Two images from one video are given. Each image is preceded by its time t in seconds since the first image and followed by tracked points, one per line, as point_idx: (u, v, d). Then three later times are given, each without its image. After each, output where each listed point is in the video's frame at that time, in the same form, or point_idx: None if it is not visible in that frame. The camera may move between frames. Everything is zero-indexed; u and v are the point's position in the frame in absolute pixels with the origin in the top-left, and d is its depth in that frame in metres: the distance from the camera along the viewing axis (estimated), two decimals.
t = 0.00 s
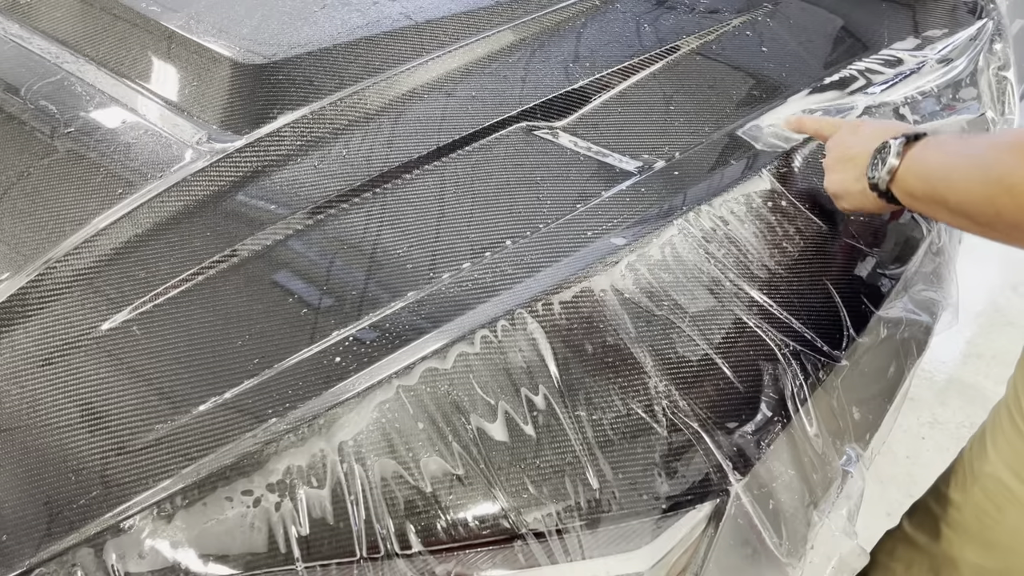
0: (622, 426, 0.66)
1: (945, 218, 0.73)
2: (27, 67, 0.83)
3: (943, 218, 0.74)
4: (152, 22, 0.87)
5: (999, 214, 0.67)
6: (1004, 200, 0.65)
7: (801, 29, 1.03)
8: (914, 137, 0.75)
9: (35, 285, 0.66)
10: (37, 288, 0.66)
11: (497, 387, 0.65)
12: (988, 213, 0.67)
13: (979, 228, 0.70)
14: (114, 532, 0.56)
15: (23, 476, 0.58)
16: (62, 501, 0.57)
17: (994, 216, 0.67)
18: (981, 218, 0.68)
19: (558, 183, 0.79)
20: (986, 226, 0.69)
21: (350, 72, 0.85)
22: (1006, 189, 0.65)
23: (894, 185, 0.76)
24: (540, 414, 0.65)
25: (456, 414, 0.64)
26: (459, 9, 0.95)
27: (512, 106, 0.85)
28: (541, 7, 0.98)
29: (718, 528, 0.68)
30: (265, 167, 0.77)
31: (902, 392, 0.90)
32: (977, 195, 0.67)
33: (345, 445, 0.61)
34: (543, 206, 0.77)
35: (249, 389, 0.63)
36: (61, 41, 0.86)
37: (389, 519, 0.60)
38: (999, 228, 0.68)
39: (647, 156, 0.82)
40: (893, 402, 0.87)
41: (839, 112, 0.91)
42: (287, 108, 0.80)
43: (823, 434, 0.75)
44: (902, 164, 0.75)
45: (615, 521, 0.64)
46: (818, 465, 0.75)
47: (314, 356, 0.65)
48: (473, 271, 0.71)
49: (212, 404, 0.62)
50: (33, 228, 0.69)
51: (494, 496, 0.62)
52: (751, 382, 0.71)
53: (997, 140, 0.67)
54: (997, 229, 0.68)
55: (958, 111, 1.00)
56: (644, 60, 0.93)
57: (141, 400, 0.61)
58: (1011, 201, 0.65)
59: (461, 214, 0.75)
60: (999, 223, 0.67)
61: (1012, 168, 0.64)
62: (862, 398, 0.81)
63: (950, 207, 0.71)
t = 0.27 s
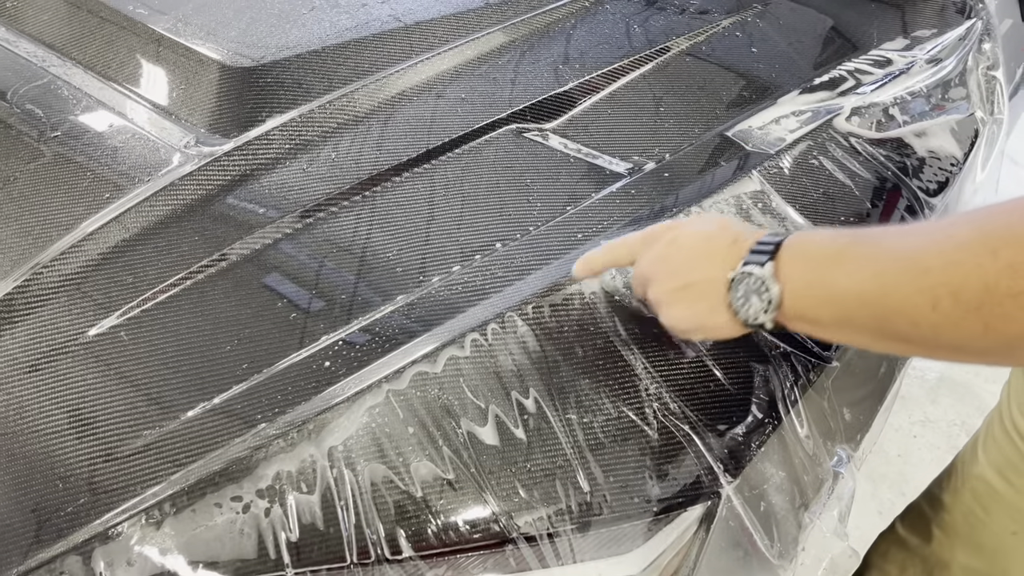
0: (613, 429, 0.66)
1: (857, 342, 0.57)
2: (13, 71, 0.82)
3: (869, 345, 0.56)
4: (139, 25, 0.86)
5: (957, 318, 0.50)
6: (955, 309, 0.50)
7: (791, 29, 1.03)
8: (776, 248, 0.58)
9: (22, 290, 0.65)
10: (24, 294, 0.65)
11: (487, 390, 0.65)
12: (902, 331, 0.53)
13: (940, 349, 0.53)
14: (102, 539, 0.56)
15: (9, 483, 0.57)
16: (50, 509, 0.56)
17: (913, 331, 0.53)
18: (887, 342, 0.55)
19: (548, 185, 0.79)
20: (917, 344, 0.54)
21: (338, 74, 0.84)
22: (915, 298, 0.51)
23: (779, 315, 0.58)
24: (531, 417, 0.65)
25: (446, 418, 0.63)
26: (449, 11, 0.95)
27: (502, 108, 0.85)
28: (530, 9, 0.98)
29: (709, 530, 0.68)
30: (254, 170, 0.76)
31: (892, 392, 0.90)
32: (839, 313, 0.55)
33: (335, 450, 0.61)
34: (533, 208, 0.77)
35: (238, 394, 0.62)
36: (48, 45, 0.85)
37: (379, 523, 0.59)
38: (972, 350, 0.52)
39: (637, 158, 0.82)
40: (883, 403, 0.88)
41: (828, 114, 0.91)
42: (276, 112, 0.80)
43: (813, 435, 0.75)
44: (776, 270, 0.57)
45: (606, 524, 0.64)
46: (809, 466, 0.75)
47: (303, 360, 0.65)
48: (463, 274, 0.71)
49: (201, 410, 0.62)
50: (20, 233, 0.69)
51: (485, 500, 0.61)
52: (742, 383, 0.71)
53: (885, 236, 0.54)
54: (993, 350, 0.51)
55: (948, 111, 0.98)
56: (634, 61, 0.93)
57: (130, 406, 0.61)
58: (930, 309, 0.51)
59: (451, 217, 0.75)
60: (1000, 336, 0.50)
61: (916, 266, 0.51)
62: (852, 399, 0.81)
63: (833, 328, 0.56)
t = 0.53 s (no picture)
0: (604, 430, 0.66)
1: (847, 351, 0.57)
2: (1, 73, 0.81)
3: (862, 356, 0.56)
4: (127, 26, 0.86)
5: (952, 339, 0.50)
6: (945, 328, 0.50)
7: (781, 28, 1.03)
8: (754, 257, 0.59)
9: (11, 294, 0.65)
10: (11, 297, 0.65)
11: (478, 392, 0.65)
12: (896, 346, 0.53)
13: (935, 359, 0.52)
14: (91, 544, 0.55)
15: None
16: (39, 514, 0.56)
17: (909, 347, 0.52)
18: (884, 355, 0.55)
19: (538, 186, 0.79)
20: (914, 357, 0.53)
21: (329, 75, 0.84)
22: (907, 317, 0.51)
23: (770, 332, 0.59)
24: (522, 419, 0.65)
25: (437, 421, 0.63)
26: (438, 11, 0.94)
27: (492, 108, 0.85)
28: (520, 9, 0.98)
29: (701, 530, 0.68)
30: (243, 172, 0.76)
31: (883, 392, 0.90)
32: (833, 331, 0.55)
33: (325, 453, 0.61)
34: (524, 209, 0.76)
35: (228, 397, 0.62)
36: (35, 47, 0.85)
37: (370, 526, 0.59)
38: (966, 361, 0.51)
39: (627, 158, 0.82)
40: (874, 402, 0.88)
41: (818, 112, 0.91)
42: (265, 113, 0.80)
43: (805, 435, 0.75)
44: (752, 298, 0.59)
45: (598, 525, 0.63)
46: (800, 466, 0.75)
47: (293, 363, 0.64)
48: (453, 276, 0.71)
49: (190, 413, 0.61)
50: (8, 237, 0.68)
51: (476, 503, 0.61)
52: (734, 383, 0.71)
53: (866, 246, 0.55)
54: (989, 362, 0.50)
55: (937, 111, 0.98)
56: (624, 61, 0.93)
57: (119, 410, 0.61)
58: (923, 328, 0.51)
59: (441, 218, 0.75)
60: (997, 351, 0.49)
61: (898, 288, 0.51)
62: (844, 398, 0.82)
63: (831, 342, 0.56)
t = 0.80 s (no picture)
0: (599, 429, 0.66)
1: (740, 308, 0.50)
2: None
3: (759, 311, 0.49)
4: (119, 27, 0.86)
5: (851, 293, 0.43)
6: (849, 283, 0.43)
7: (774, 28, 1.04)
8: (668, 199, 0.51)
9: (4, 295, 0.65)
10: (4, 299, 0.65)
11: (473, 392, 0.65)
12: (794, 304, 0.46)
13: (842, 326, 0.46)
14: (86, 546, 0.55)
15: None
16: (33, 516, 0.56)
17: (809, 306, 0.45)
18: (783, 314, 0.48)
19: (533, 185, 0.79)
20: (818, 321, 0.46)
21: (322, 76, 0.84)
22: (812, 267, 0.44)
23: (669, 281, 0.51)
24: (517, 418, 0.65)
25: (433, 421, 0.63)
26: (431, 12, 0.94)
27: (486, 109, 0.85)
28: (514, 9, 0.98)
29: (696, 529, 0.67)
30: (237, 173, 0.76)
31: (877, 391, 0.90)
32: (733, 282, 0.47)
33: (320, 454, 0.61)
34: (518, 209, 0.76)
35: (223, 398, 0.62)
36: (28, 49, 0.85)
37: (366, 527, 0.59)
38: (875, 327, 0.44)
39: (621, 158, 0.82)
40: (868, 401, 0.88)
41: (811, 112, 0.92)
42: (259, 114, 0.80)
43: (799, 433, 0.75)
44: (657, 230, 0.50)
45: (594, 525, 0.63)
46: (795, 464, 0.75)
47: (288, 364, 0.65)
48: (448, 276, 0.71)
49: (185, 414, 0.61)
50: None
51: (472, 502, 0.61)
52: (728, 382, 0.72)
53: (783, 191, 0.46)
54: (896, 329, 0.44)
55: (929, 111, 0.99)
56: (618, 61, 0.93)
57: (113, 412, 0.60)
58: (824, 280, 0.43)
59: (436, 218, 0.75)
60: (904, 317, 0.42)
61: (805, 233, 0.44)
62: (838, 397, 0.81)
63: (727, 295, 0.49)
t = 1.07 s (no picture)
0: (595, 427, 0.66)
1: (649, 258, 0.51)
2: None
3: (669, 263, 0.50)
4: (114, 27, 0.86)
5: (714, 212, 0.44)
6: (713, 208, 0.44)
7: (768, 27, 1.04)
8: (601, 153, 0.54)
9: None
10: None
11: (469, 391, 0.65)
12: (677, 236, 0.47)
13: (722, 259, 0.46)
14: (83, 546, 0.55)
15: None
16: (29, 516, 0.56)
17: (694, 238, 0.46)
18: (686, 258, 0.48)
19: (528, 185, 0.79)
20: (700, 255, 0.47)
21: (318, 75, 0.84)
22: (685, 196, 0.45)
23: (582, 221, 0.54)
24: (513, 416, 0.65)
25: (429, 419, 0.64)
26: (426, 11, 0.94)
27: (481, 108, 0.85)
28: (509, 8, 0.98)
29: (692, 526, 0.67)
30: (232, 173, 0.76)
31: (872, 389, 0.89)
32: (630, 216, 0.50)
33: (317, 453, 0.61)
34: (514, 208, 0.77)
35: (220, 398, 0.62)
36: (22, 50, 0.85)
37: (363, 526, 0.59)
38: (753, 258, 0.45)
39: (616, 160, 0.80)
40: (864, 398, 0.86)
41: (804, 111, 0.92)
42: (254, 114, 0.80)
43: (794, 430, 0.74)
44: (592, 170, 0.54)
45: (591, 522, 0.63)
46: (791, 461, 0.73)
47: (284, 364, 0.65)
48: (445, 274, 0.72)
49: (182, 414, 0.61)
50: None
51: (469, 501, 0.61)
52: (724, 379, 0.72)
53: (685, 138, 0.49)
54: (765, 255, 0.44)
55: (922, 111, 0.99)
56: (613, 60, 0.93)
57: (109, 412, 0.61)
58: (698, 209, 0.45)
59: (432, 218, 0.75)
60: (761, 242, 0.43)
61: (689, 166, 0.46)
62: (834, 393, 0.80)
63: (629, 237, 0.51)
